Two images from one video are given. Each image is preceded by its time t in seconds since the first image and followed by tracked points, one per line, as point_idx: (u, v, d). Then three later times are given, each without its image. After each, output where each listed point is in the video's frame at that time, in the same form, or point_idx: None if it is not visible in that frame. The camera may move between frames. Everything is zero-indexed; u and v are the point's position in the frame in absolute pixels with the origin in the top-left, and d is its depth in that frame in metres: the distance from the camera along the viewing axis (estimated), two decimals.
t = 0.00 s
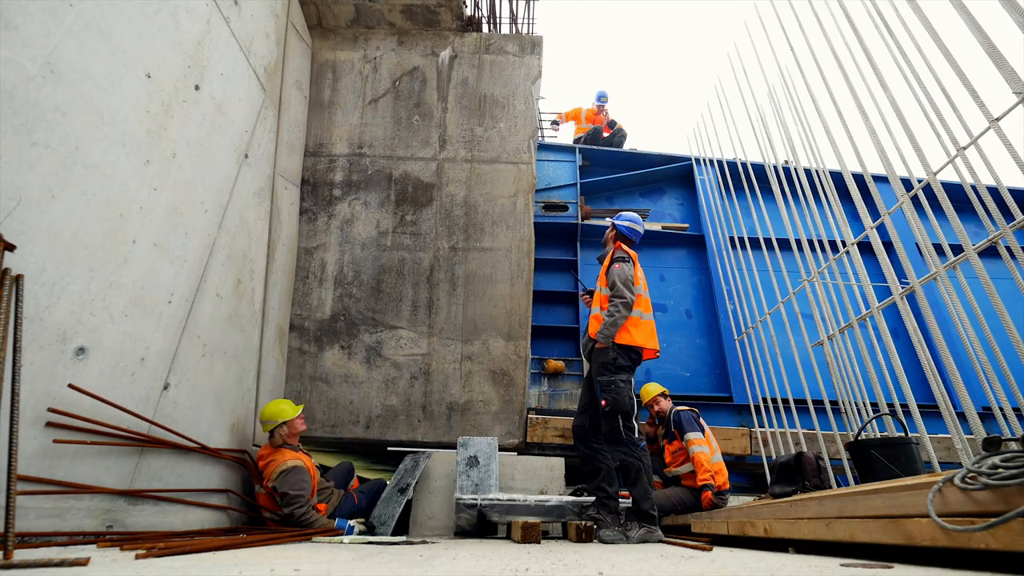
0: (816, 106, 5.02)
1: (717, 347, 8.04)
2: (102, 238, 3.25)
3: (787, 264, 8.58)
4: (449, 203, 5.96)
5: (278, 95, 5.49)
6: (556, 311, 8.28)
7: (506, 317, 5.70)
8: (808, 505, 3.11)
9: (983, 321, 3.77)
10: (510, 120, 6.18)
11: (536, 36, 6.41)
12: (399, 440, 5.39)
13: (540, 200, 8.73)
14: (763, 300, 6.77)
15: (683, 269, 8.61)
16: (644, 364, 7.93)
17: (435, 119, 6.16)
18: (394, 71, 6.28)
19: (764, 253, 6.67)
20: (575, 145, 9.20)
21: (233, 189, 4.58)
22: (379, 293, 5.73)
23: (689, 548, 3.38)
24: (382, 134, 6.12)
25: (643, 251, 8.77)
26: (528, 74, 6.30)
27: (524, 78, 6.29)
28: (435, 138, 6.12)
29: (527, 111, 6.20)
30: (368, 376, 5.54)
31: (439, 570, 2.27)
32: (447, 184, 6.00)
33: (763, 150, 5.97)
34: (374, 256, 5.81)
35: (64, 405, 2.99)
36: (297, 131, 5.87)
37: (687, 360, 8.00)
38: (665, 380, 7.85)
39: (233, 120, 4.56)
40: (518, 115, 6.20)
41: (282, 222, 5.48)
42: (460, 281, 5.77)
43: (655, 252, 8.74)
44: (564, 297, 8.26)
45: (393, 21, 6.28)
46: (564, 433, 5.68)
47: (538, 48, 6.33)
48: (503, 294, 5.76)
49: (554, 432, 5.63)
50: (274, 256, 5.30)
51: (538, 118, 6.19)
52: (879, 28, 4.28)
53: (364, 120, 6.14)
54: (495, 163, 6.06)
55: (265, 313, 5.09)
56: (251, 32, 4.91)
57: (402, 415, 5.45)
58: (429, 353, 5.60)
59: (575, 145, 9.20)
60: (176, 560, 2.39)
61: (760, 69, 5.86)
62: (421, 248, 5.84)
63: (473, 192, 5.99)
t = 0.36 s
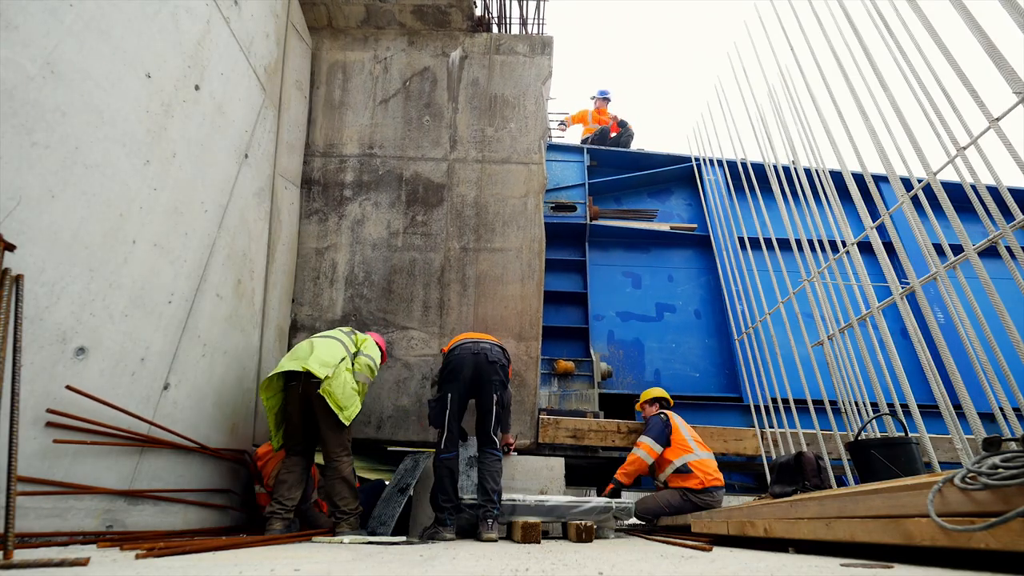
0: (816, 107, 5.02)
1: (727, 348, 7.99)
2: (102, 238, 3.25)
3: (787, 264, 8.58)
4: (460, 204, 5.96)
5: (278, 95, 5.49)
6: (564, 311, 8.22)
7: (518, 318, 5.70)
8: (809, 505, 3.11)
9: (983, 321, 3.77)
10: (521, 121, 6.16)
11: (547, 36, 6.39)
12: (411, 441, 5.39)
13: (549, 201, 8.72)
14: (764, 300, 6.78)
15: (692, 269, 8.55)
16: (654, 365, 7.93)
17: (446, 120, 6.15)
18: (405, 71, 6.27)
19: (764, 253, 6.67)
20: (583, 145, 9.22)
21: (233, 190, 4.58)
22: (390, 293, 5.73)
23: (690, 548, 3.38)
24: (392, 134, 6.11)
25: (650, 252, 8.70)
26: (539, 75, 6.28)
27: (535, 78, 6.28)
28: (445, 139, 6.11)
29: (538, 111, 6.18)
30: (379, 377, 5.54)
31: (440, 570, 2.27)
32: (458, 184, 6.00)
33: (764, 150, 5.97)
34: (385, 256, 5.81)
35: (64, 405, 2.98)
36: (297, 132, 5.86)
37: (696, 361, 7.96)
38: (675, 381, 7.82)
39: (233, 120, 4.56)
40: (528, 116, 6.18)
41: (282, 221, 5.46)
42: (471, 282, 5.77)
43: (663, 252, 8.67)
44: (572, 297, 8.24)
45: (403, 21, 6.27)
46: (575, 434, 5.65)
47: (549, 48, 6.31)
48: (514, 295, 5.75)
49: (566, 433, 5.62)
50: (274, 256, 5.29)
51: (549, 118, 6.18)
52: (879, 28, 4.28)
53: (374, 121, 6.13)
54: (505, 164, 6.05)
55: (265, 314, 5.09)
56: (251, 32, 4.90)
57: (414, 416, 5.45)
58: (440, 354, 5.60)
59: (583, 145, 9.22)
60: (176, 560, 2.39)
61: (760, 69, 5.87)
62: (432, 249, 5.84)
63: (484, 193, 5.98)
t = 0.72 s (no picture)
0: (816, 106, 5.02)
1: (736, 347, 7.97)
2: (102, 237, 3.24)
3: (787, 264, 8.57)
4: (470, 205, 5.96)
5: (278, 95, 5.48)
6: (573, 311, 8.24)
7: (528, 318, 5.71)
8: (808, 505, 3.10)
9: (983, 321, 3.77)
10: (531, 121, 6.15)
11: (557, 37, 6.37)
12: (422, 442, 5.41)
13: (558, 201, 8.71)
14: (764, 300, 6.78)
15: (700, 269, 8.53)
16: (663, 365, 7.91)
17: (456, 120, 6.15)
18: (415, 72, 6.26)
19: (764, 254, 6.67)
20: (590, 145, 9.24)
21: (233, 190, 4.58)
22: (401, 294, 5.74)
23: (689, 548, 3.38)
24: (403, 135, 6.11)
25: (659, 253, 8.68)
26: (549, 75, 6.26)
27: (545, 78, 6.26)
28: (456, 139, 6.11)
29: (548, 111, 6.16)
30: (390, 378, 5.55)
31: (440, 570, 2.26)
32: (468, 185, 6.00)
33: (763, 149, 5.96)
34: (396, 257, 5.82)
35: (64, 405, 2.98)
36: (297, 132, 5.85)
37: (705, 361, 7.93)
38: (684, 381, 7.80)
39: (233, 120, 4.55)
40: (538, 116, 6.17)
41: (282, 222, 5.46)
42: (482, 283, 5.77)
43: (672, 252, 8.65)
44: (580, 298, 8.23)
45: (413, 22, 6.26)
46: (587, 434, 5.63)
47: (559, 48, 6.29)
48: (524, 295, 5.76)
49: (578, 433, 5.61)
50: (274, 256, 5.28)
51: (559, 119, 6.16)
52: (878, 28, 4.28)
53: (385, 121, 6.13)
54: (516, 164, 6.04)
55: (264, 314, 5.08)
56: (251, 32, 4.90)
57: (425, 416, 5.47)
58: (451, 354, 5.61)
59: (590, 146, 9.24)
60: (176, 560, 2.38)
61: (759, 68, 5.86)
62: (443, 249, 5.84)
63: (494, 193, 5.98)
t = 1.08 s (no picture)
0: (816, 107, 5.02)
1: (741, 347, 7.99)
2: (102, 237, 3.24)
3: (787, 265, 8.58)
4: (476, 205, 5.95)
5: (278, 95, 5.48)
6: (577, 312, 8.19)
7: (534, 319, 5.71)
8: (808, 504, 3.09)
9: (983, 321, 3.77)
10: (537, 122, 6.15)
11: (562, 37, 6.35)
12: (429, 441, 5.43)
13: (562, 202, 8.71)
14: (764, 300, 6.78)
15: (704, 270, 8.52)
16: (668, 365, 7.93)
17: (462, 121, 6.14)
18: (421, 72, 6.26)
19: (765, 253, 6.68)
20: (595, 146, 9.22)
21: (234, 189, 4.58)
22: (407, 294, 5.73)
23: (689, 548, 3.37)
24: (408, 135, 6.11)
25: (662, 253, 8.68)
26: (554, 76, 6.26)
27: (551, 78, 6.26)
28: (461, 139, 6.10)
29: (553, 112, 6.16)
30: (395, 378, 5.56)
31: (440, 570, 2.26)
32: (474, 185, 5.99)
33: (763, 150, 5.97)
34: (402, 257, 5.82)
35: (64, 405, 2.98)
36: (297, 132, 5.85)
37: (709, 361, 7.93)
38: (690, 382, 7.81)
39: (233, 120, 4.55)
40: (544, 117, 6.17)
41: (282, 221, 5.46)
42: (487, 283, 5.77)
43: (677, 252, 8.64)
44: (585, 298, 8.19)
45: (419, 22, 6.26)
46: (593, 434, 5.63)
47: (565, 48, 6.28)
48: (530, 295, 5.76)
49: (584, 433, 5.59)
50: (275, 256, 5.28)
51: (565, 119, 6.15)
52: (878, 28, 4.28)
53: (390, 121, 6.13)
54: (521, 165, 6.04)
55: (264, 314, 5.08)
56: (251, 32, 4.89)
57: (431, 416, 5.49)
58: (457, 354, 5.61)
59: (595, 146, 9.22)
60: (176, 560, 2.38)
61: (760, 69, 5.87)
62: (449, 249, 5.84)
63: (500, 194, 5.97)
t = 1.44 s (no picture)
0: (816, 107, 5.03)
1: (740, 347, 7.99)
2: (101, 238, 3.23)
3: (787, 265, 8.58)
4: (476, 205, 5.95)
5: (279, 95, 5.48)
6: (577, 312, 8.19)
7: (534, 319, 5.71)
8: (808, 505, 3.09)
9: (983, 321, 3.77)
10: (536, 122, 6.15)
11: (562, 37, 6.35)
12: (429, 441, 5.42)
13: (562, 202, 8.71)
14: (764, 300, 6.78)
15: (704, 270, 8.52)
16: (668, 365, 7.93)
17: (462, 121, 6.14)
18: (421, 72, 6.26)
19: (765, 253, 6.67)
20: (595, 146, 9.22)
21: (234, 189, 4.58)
22: (407, 294, 5.73)
23: (689, 548, 3.37)
24: (408, 135, 6.11)
25: (662, 253, 8.68)
26: (554, 76, 6.26)
27: (551, 78, 6.26)
28: (461, 139, 6.10)
29: (553, 112, 6.16)
30: (395, 378, 5.55)
31: (439, 570, 2.26)
32: (474, 185, 5.99)
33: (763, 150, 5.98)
34: (402, 256, 5.82)
35: (65, 404, 2.98)
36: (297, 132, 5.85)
37: (709, 361, 7.93)
38: (690, 382, 7.80)
39: (233, 120, 4.55)
40: (544, 117, 6.17)
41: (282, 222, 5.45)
42: (487, 283, 5.77)
43: (677, 252, 8.64)
44: (585, 298, 8.19)
45: (419, 22, 6.26)
46: (593, 434, 5.64)
47: (565, 48, 6.28)
48: (530, 295, 5.76)
49: (584, 433, 5.60)
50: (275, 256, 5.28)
51: (565, 119, 6.15)
52: (879, 28, 4.28)
53: (390, 121, 6.13)
54: (521, 165, 6.04)
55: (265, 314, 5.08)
56: (251, 32, 4.89)
57: (431, 416, 5.48)
58: (457, 354, 5.61)
59: (594, 146, 9.22)
60: (176, 560, 2.38)
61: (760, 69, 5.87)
62: (449, 249, 5.84)
63: (500, 194, 5.97)
